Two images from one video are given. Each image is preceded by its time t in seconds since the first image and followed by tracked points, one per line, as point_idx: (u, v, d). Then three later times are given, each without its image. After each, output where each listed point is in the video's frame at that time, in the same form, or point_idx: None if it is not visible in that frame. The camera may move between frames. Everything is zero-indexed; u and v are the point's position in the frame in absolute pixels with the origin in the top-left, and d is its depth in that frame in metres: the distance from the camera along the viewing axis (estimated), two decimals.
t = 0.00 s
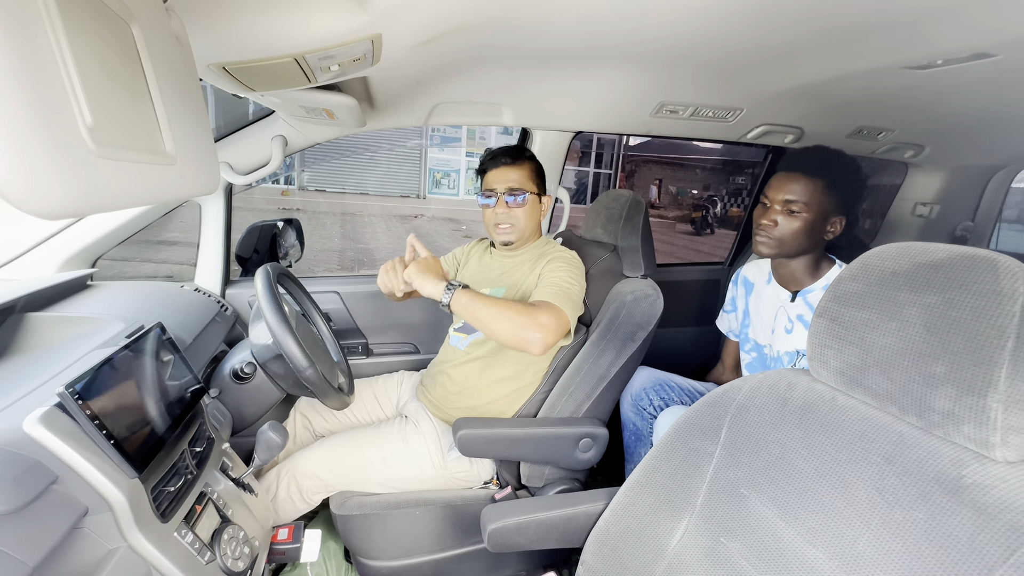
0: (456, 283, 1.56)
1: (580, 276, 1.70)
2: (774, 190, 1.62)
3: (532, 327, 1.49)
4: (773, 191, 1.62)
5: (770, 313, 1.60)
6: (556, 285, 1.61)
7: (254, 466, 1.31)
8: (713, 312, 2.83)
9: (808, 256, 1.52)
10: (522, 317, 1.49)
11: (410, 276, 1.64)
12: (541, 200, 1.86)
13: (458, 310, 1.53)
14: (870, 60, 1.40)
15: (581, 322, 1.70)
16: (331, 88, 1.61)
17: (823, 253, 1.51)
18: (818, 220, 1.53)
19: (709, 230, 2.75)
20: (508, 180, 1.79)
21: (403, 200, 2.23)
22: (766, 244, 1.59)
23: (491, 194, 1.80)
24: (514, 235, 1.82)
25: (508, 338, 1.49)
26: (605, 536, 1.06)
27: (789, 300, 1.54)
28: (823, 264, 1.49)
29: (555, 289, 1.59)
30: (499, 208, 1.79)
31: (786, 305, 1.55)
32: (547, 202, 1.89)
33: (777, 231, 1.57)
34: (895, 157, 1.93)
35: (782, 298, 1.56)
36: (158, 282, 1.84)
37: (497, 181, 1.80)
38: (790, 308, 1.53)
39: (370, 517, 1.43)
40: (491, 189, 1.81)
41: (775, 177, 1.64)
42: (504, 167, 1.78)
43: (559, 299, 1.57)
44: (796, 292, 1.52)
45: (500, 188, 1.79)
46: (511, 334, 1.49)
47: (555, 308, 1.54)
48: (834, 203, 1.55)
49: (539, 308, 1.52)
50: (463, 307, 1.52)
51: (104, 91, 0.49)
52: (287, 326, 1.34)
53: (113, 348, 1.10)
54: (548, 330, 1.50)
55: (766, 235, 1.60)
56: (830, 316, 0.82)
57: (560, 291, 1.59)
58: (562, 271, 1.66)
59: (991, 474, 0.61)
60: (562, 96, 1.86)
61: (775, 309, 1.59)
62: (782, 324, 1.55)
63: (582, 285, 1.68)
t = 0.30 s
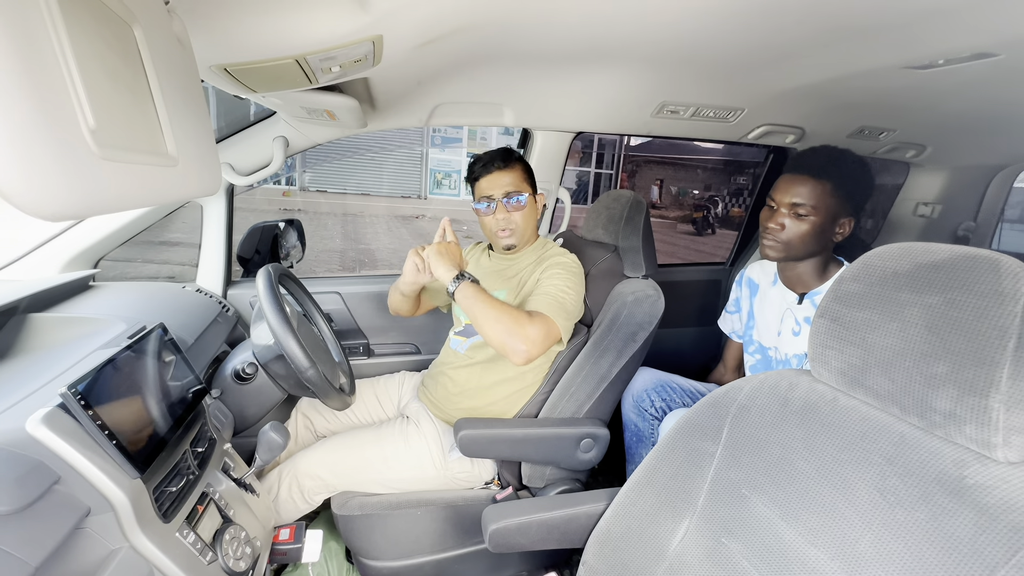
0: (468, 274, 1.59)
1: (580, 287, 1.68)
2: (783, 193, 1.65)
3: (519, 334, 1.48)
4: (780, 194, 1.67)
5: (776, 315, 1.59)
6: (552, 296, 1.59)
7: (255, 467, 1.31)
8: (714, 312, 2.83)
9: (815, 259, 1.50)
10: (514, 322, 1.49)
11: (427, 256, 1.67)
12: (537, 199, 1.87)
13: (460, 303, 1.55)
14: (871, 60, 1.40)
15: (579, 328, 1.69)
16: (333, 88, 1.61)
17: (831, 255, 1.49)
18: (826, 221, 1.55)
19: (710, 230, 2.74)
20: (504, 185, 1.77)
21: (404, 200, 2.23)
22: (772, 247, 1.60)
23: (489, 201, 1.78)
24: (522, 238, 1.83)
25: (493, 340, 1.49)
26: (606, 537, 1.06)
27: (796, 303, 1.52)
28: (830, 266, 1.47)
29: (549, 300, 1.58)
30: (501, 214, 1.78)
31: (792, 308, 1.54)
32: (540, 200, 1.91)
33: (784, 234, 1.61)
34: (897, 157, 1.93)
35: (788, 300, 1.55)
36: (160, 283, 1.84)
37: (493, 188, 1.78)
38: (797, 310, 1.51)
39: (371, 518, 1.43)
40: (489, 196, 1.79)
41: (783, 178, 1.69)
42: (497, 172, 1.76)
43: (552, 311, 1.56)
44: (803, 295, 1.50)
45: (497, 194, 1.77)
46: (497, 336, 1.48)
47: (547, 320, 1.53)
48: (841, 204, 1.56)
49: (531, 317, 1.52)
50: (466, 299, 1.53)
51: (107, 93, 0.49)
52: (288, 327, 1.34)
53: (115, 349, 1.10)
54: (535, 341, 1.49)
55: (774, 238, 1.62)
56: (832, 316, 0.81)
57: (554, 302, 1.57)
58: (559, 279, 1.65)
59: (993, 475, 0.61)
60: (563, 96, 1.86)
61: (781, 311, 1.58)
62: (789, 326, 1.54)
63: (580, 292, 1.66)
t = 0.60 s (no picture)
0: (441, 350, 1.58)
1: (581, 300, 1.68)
2: (785, 196, 1.64)
3: (507, 389, 1.58)
4: (782, 197, 1.65)
5: (778, 316, 1.59)
6: (541, 330, 1.60)
7: (256, 468, 1.31)
8: (715, 313, 2.83)
9: (819, 262, 1.50)
10: (498, 377, 1.58)
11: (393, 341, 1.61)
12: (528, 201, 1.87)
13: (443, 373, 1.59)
14: (872, 60, 1.40)
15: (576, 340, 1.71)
16: (334, 89, 1.61)
17: (835, 257, 1.49)
18: (830, 224, 1.54)
19: (711, 230, 2.74)
20: (491, 192, 1.78)
21: (405, 201, 2.23)
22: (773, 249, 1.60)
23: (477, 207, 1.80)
24: (514, 241, 1.83)
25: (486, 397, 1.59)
26: (607, 537, 1.06)
27: (799, 305, 1.52)
28: (834, 268, 1.47)
29: (538, 335, 1.60)
30: (490, 221, 1.79)
31: (795, 310, 1.53)
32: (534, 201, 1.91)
33: (787, 237, 1.59)
34: (897, 158, 1.93)
35: (791, 302, 1.55)
36: (161, 283, 1.85)
37: (481, 194, 1.80)
38: (799, 312, 1.51)
39: (372, 518, 1.43)
40: (478, 202, 1.80)
41: (785, 181, 1.67)
42: (485, 179, 1.78)
43: (541, 347, 1.59)
44: (807, 297, 1.50)
45: (485, 201, 1.79)
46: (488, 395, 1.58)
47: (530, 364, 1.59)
48: (845, 206, 1.56)
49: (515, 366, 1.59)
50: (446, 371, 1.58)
51: (112, 96, 0.49)
52: (289, 328, 1.34)
53: (117, 349, 1.10)
54: (522, 390, 1.58)
55: (775, 240, 1.61)
56: (832, 317, 0.82)
57: (545, 329, 1.60)
58: (551, 301, 1.63)
59: (994, 475, 0.61)
60: (564, 97, 1.86)
61: (784, 313, 1.58)
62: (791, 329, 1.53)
63: (575, 312, 1.64)
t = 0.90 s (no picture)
0: (440, 354, 1.58)
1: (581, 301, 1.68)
2: (784, 198, 1.65)
3: (508, 389, 1.58)
4: (781, 199, 1.66)
5: (778, 318, 1.59)
6: (541, 330, 1.60)
7: (256, 468, 1.31)
8: (715, 313, 2.83)
9: (819, 262, 1.49)
10: (498, 379, 1.58)
11: (393, 345, 1.62)
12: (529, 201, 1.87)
13: (443, 376, 1.60)
14: (873, 61, 1.39)
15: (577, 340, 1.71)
16: (334, 89, 1.61)
17: (834, 258, 1.48)
18: (828, 226, 1.54)
19: (711, 231, 2.74)
20: (490, 189, 1.79)
21: (406, 201, 2.23)
22: (773, 251, 1.60)
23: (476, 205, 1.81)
24: (511, 241, 1.83)
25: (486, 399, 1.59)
26: (607, 538, 1.06)
27: (798, 306, 1.52)
28: (833, 269, 1.46)
29: (538, 336, 1.60)
30: (488, 219, 1.79)
31: (795, 311, 1.53)
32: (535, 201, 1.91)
33: (785, 239, 1.59)
34: (897, 159, 1.93)
35: (790, 304, 1.55)
36: (161, 283, 1.85)
37: (481, 191, 1.80)
38: (798, 314, 1.51)
39: (372, 519, 1.43)
40: (478, 200, 1.81)
41: (783, 183, 1.68)
42: (486, 177, 1.79)
43: (541, 348, 1.59)
44: (806, 298, 1.50)
45: (485, 198, 1.80)
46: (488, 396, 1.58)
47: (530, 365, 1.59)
48: (844, 208, 1.55)
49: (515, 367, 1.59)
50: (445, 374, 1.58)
51: (112, 97, 0.49)
52: (290, 328, 1.34)
53: (117, 350, 1.10)
54: (522, 390, 1.58)
55: (775, 243, 1.61)
56: (832, 318, 0.82)
57: (545, 329, 1.60)
58: (551, 302, 1.63)
59: (994, 476, 0.61)
60: (565, 97, 1.86)
61: (783, 314, 1.58)
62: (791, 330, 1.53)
63: (575, 313, 1.64)
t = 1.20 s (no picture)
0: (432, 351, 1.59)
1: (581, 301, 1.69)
2: (779, 198, 1.65)
3: (507, 382, 1.56)
4: (777, 200, 1.66)
5: (776, 319, 1.59)
6: (540, 327, 1.60)
7: (255, 468, 1.31)
8: (714, 314, 2.83)
9: (816, 263, 1.50)
10: (496, 373, 1.57)
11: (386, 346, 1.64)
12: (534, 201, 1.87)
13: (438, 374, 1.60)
14: (871, 63, 1.40)
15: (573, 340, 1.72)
16: (334, 89, 1.61)
17: (831, 258, 1.49)
18: (824, 227, 1.54)
19: (710, 232, 2.75)
20: (498, 180, 1.82)
21: (405, 202, 2.23)
22: (768, 252, 1.60)
23: (483, 195, 1.83)
24: (511, 235, 1.83)
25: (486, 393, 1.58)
26: (606, 539, 1.06)
27: (796, 306, 1.52)
28: (831, 270, 1.47)
29: (537, 332, 1.59)
30: (490, 209, 1.81)
31: (792, 313, 1.53)
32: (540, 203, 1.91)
33: (781, 241, 1.60)
34: (896, 160, 1.93)
35: (788, 305, 1.55)
36: (160, 283, 1.85)
37: (488, 181, 1.84)
38: (798, 314, 1.50)
39: (371, 519, 1.43)
40: (484, 189, 1.84)
41: (779, 184, 1.68)
42: (496, 169, 1.83)
43: (540, 344, 1.59)
44: (803, 299, 1.50)
45: (492, 188, 1.83)
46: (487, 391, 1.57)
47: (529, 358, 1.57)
48: (840, 209, 1.56)
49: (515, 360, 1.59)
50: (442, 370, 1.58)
51: (112, 96, 0.49)
52: (288, 328, 1.34)
53: (115, 349, 1.10)
54: (522, 383, 1.57)
55: (771, 244, 1.62)
56: (830, 319, 0.82)
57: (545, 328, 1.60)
58: (551, 301, 1.63)
59: (992, 477, 0.61)
60: (564, 98, 1.87)
61: (782, 315, 1.58)
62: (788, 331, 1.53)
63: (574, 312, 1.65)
